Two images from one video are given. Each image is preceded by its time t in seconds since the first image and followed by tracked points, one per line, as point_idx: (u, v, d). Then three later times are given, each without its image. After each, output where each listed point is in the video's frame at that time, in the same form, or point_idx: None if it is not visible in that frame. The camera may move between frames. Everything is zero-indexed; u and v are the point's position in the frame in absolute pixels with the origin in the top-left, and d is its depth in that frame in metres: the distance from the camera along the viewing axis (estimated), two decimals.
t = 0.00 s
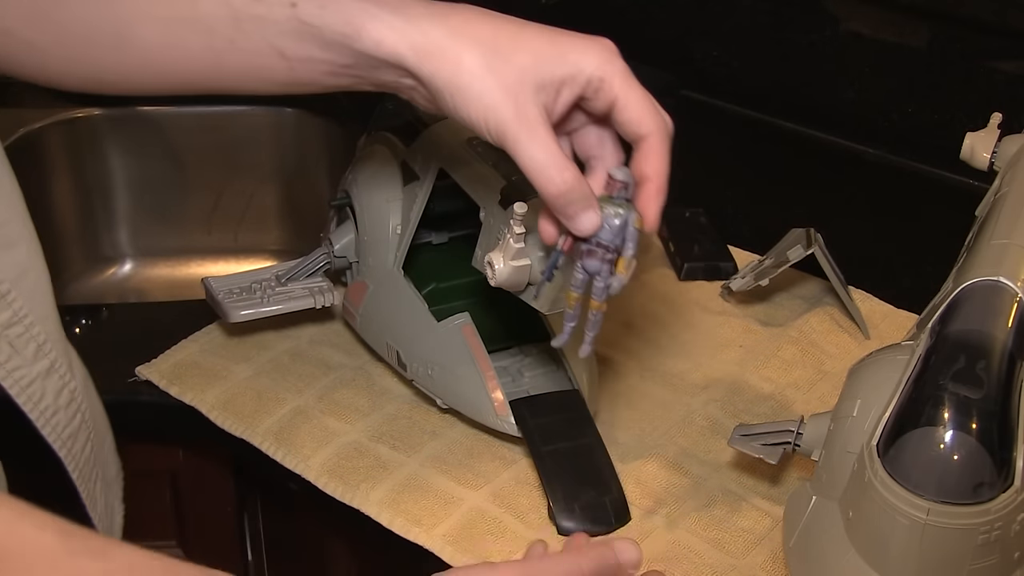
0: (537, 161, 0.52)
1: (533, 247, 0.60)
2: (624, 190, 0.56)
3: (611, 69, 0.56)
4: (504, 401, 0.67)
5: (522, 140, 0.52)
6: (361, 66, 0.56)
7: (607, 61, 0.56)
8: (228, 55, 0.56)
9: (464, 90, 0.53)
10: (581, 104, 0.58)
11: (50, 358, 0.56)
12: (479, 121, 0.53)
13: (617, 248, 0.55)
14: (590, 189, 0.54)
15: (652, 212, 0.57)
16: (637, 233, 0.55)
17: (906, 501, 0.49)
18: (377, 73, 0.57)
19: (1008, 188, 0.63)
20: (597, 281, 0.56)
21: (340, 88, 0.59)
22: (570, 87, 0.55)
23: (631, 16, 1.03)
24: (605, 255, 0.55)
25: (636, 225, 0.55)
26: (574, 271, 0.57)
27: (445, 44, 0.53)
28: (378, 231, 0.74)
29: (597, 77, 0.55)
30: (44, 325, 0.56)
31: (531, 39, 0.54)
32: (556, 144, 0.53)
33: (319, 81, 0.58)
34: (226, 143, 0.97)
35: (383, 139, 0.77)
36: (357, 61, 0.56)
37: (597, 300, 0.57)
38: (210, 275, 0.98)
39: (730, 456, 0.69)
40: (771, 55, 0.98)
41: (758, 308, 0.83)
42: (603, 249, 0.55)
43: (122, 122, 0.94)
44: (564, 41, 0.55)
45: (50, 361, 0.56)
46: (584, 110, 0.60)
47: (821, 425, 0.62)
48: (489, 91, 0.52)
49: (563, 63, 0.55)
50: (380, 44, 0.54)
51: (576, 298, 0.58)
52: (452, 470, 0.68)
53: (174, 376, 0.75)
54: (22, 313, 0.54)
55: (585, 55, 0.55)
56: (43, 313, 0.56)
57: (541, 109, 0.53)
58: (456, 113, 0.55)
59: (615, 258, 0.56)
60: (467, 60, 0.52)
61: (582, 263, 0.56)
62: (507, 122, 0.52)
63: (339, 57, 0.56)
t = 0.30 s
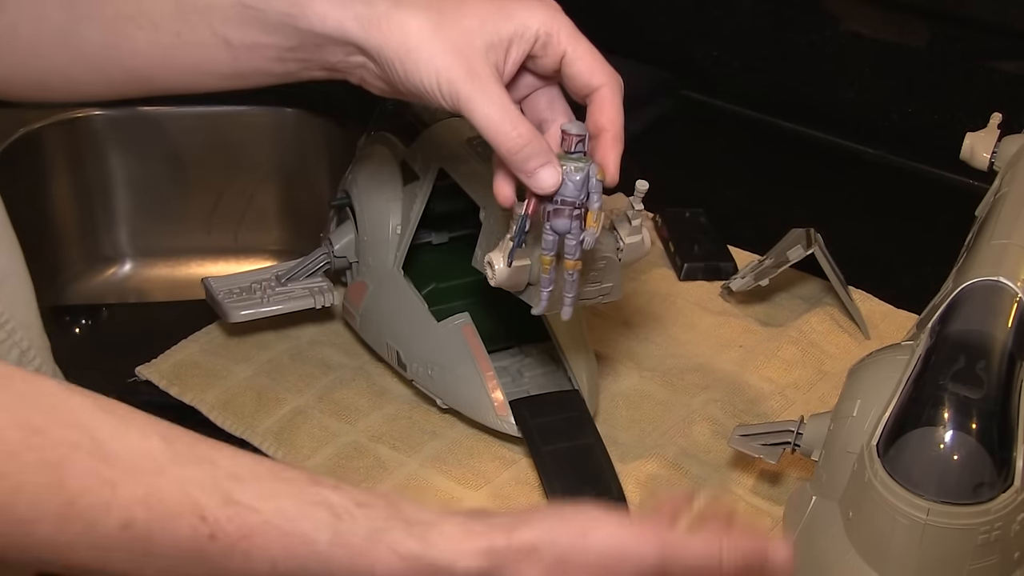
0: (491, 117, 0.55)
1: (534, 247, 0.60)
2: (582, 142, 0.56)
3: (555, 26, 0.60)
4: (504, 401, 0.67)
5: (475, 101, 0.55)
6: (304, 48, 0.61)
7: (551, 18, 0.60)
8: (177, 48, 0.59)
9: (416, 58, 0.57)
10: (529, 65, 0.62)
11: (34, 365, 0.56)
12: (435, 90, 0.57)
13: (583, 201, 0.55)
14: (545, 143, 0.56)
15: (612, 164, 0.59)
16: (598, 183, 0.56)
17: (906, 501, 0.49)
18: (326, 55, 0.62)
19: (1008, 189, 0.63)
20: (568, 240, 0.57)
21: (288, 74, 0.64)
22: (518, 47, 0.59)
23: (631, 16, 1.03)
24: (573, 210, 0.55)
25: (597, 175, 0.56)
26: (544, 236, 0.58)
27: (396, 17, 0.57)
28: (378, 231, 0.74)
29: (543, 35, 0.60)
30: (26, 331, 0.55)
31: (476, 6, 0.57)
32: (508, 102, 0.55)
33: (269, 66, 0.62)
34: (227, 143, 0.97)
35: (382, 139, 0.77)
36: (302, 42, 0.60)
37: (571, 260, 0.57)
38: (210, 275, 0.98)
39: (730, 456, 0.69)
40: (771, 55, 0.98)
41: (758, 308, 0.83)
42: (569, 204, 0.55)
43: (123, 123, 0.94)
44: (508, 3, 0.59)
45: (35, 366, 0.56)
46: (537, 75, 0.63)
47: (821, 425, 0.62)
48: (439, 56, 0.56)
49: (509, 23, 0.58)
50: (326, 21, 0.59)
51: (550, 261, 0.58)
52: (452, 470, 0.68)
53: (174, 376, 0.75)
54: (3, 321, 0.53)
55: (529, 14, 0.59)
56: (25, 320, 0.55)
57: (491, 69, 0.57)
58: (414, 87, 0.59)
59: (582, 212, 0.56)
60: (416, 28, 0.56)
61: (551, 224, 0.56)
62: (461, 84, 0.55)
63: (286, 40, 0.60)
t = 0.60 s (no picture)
0: (491, 108, 0.54)
1: (534, 247, 0.60)
2: (579, 132, 0.56)
3: (554, 16, 0.60)
4: (504, 401, 0.67)
5: (475, 88, 0.54)
6: (305, 40, 0.59)
7: (549, 8, 0.59)
8: (178, 41, 0.58)
9: (415, 46, 0.55)
10: (528, 56, 0.62)
11: (22, 366, 0.55)
12: (433, 80, 0.56)
13: (583, 190, 0.56)
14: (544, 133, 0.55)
15: (612, 152, 0.60)
16: (597, 171, 0.56)
17: (907, 501, 0.49)
18: (325, 48, 0.61)
19: (1009, 189, 0.62)
20: (571, 229, 0.57)
21: (288, 67, 0.62)
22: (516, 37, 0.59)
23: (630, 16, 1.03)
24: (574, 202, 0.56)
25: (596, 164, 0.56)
26: (546, 225, 0.58)
27: (395, 7, 0.56)
28: (378, 231, 0.74)
29: (542, 24, 0.59)
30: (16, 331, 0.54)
31: None
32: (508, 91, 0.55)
33: (270, 60, 0.61)
34: (227, 143, 0.97)
35: (383, 139, 0.78)
36: (301, 34, 0.59)
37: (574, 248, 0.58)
38: (210, 275, 0.97)
39: (730, 456, 0.69)
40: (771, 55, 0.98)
41: (758, 308, 0.83)
42: (569, 193, 0.56)
43: (123, 123, 0.95)
44: None
45: (22, 368, 0.55)
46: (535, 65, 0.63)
47: (821, 425, 0.62)
48: (440, 45, 0.55)
49: (506, 13, 0.58)
50: (325, 14, 0.57)
51: (554, 249, 0.58)
52: (452, 469, 0.68)
53: (174, 376, 0.75)
54: None
55: (528, 5, 0.59)
56: (15, 320, 0.54)
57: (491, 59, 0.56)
58: (411, 77, 0.58)
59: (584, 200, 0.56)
60: (417, 17, 0.55)
61: (553, 214, 0.57)
62: (460, 72, 0.55)
63: (286, 32, 0.59)
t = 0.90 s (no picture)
0: (485, 85, 0.55)
1: (534, 246, 0.60)
2: (574, 114, 0.56)
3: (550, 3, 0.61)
4: (504, 401, 0.67)
5: (472, 70, 0.56)
6: (303, 23, 0.62)
7: None
8: (175, 32, 0.59)
9: (415, 29, 0.58)
10: (525, 42, 0.64)
11: (14, 370, 0.55)
12: (432, 61, 0.58)
13: (579, 171, 0.55)
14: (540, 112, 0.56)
15: (605, 134, 0.59)
16: (593, 153, 0.56)
17: (907, 500, 0.49)
18: (323, 32, 0.63)
19: (1008, 189, 0.63)
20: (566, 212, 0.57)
21: (284, 57, 0.64)
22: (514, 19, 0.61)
23: (631, 15, 1.03)
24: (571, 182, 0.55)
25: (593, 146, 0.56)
26: (540, 209, 0.57)
27: None
28: (378, 231, 0.74)
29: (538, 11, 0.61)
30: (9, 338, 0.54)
31: None
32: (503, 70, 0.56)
33: (267, 48, 0.62)
34: (228, 142, 0.97)
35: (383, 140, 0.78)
36: (300, 18, 0.61)
37: (568, 231, 0.57)
38: (210, 275, 0.97)
39: (729, 456, 0.69)
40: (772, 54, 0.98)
41: (759, 309, 0.83)
42: (565, 175, 0.55)
43: (122, 123, 0.95)
44: None
45: (14, 373, 0.55)
46: (530, 55, 0.65)
47: (821, 425, 0.62)
48: (436, 25, 0.57)
49: None
50: None
51: (548, 234, 0.58)
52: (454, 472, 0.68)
53: (173, 376, 0.75)
54: None
55: None
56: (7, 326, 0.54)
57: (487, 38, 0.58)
58: (410, 60, 0.60)
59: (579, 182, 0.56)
60: None
61: (548, 197, 0.56)
62: (458, 54, 0.56)
63: (284, 17, 0.61)
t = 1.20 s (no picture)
0: (515, 60, 0.56)
1: (534, 247, 0.60)
2: (599, 101, 0.57)
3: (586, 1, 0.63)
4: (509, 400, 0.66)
5: (505, 47, 0.56)
6: None
7: None
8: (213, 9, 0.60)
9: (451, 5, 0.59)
10: (554, 41, 0.65)
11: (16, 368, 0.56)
12: (466, 38, 0.59)
13: (599, 156, 0.54)
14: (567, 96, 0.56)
15: (627, 127, 0.59)
16: (615, 144, 0.55)
17: (907, 501, 0.49)
18: (359, 8, 0.64)
19: (1008, 189, 0.62)
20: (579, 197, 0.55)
21: (319, 38, 0.65)
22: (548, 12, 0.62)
23: (630, 15, 1.03)
24: (590, 165, 0.54)
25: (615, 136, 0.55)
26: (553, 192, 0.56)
27: None
28: (378, 232, 0.75)
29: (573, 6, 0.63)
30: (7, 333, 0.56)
31: None
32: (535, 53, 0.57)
33: (304, 25, 0.64)
34: (230, 141, 0.97)
35: (383, 140, 0.78)
36: None
37: (580, 217, 0.57)
38: (209, 275, 0.98)
39: (729, 456, 0.69)
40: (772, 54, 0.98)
41: (759, 308, 0.83)
42: (584, 158, 0.54)
43: (122, 123, 0.94)
44: None
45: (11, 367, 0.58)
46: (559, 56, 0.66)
47: (821, 425, 0.62)
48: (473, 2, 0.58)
49: None
50: None
51: (559, 219, 0.57)
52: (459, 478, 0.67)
53: (173, 376, 0.75)
54: None
55: None
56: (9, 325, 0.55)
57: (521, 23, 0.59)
58: (444, 36, 0.61)
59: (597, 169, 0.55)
60: None
61: (563, 179, 0.55)
62: (493, 30, 0.57)
63: None
